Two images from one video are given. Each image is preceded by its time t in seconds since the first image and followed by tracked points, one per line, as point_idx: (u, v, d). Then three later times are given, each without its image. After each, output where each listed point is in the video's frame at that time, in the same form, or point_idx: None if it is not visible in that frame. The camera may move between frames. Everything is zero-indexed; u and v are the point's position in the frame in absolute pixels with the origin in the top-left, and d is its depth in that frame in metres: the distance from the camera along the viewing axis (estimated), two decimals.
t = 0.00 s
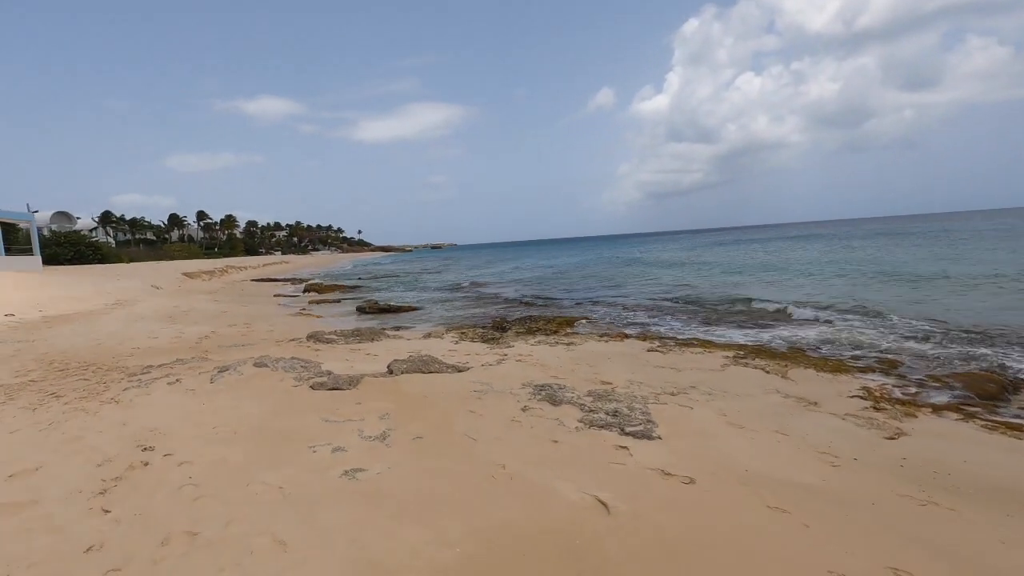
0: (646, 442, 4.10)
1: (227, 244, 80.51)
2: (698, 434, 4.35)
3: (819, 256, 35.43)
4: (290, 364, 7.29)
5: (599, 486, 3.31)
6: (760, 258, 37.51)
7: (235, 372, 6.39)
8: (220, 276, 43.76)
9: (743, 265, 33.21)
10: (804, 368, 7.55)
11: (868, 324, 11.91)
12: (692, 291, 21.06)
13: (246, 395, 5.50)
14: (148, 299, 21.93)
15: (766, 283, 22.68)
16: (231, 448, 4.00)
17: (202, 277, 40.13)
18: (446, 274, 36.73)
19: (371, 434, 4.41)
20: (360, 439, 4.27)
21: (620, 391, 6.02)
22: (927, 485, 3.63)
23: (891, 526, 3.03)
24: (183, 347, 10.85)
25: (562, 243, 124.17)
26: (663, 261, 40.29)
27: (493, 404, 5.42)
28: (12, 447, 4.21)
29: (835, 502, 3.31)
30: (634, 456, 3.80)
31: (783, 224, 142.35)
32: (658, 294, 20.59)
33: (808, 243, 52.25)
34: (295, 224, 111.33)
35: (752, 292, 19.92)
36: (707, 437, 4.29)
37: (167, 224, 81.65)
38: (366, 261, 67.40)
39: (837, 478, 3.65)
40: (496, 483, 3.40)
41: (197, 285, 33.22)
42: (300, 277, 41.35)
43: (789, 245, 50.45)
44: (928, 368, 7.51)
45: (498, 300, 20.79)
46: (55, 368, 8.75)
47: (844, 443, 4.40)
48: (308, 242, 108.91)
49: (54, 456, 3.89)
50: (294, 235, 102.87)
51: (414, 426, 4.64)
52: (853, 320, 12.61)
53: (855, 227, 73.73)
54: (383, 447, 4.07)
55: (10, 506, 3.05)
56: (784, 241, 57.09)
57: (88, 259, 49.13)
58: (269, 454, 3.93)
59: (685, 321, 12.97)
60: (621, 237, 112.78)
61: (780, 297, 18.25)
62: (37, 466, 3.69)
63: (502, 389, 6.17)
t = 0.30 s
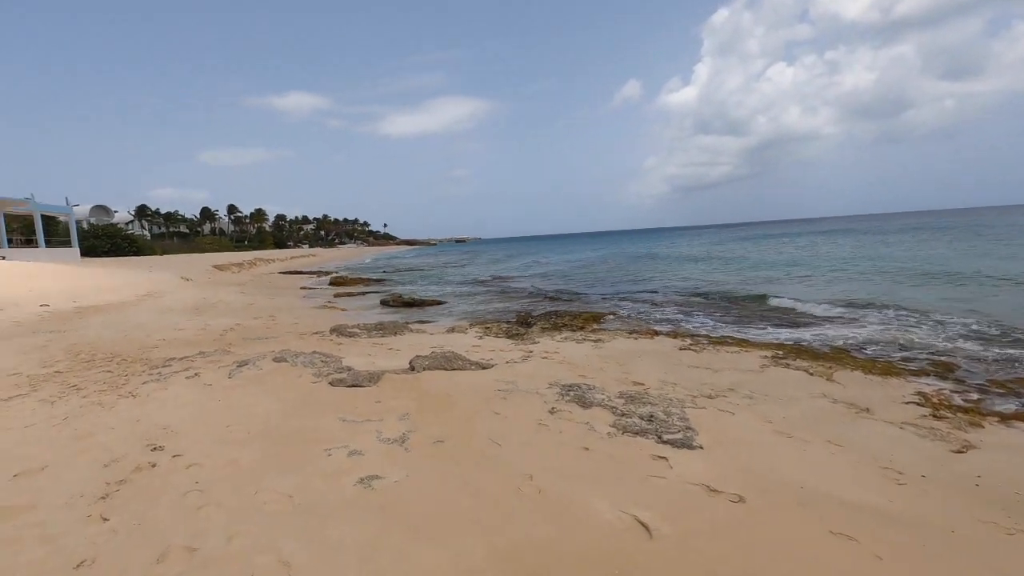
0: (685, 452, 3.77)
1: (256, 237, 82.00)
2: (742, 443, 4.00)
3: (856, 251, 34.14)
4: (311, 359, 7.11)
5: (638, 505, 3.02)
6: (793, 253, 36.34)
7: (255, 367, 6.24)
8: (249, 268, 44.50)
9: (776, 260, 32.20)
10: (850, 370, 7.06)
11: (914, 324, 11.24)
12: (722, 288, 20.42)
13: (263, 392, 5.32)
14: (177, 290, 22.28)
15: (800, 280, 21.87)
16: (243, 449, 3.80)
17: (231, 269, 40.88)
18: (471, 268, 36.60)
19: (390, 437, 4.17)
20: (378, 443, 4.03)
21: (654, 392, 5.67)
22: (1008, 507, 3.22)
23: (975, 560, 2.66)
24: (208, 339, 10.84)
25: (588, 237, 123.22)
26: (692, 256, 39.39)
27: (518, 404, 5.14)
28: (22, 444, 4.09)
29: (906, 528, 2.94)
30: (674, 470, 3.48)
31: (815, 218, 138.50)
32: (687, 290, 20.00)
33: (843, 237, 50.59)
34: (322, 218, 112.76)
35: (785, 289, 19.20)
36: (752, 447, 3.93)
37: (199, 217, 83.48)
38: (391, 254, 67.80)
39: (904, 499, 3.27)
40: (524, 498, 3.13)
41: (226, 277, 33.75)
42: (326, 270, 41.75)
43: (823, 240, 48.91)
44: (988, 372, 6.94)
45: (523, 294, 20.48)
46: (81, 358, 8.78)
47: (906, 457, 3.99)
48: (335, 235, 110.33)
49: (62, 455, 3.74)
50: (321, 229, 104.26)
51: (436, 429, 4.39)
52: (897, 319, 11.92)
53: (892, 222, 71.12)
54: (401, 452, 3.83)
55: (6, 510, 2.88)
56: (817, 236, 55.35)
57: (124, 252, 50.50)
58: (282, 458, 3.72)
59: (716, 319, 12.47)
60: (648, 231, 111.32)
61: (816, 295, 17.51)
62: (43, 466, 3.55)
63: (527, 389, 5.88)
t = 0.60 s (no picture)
0: (731, 471, 3.37)
1: (279, 236, 83.00)
2: (796, 462, 3.58)
3: (891, 249, 32.86)
4: (325, 359, 6.85)
5: (685, 537, 2.65)
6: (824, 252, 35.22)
7: (266, 369, 5.98)
8: (272, 266, 44.96)
9: (806, 259, 31.18)
10: (901, 377, 6.52)
11: (963, 326, 10.53)
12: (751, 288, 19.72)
13: (272, 395, 5.05)
14: (199, 288, 22.41)
15: (833, 280, 21.03)
16: (246, 462, 3.51)
17: (254, 267, 41.34)
18: (490, 266, 36.35)
19: (404, 449, 3.86)
20: (391, 455, 3.72)
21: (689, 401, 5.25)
22: None
23: None
24: (226, 338, 10.72)
25: (609, 235, 122.20)
26: (718, 254, 38.48)
27: (543, 414, 4.78)
28: (18, 451, 3.87)
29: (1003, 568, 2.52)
30: (723, 494, 3.09)
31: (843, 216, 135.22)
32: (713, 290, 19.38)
33: (874, 234, 49.03)
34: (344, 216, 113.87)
35: (816, 290, 18.48)
36: (808, 466, 3.52)
37: (224, 216, 84.79)
38: (412, 252, 67.96)
39: (996, 534, 2.82)
40: (555, 524, 2.78)
41: (248, 275, 34.04)
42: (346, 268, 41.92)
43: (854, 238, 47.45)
44: None
45: (544, 293, 20.06)
46: (98, 357, 8.68)
47: (984, 480, 3.52)
48: (356, 233, 111.29)
49: (56, 466, 3.52)
50: (342, 227, 105.17)
51: (454, 440, 4.06)
52: (943, 321, 11.21)
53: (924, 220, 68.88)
54: (416, 467, 3.51)
55: None
56: (846, 234, 53.83)
57: (151, 250, 51.43)
58: (287, 473, 3.42)
59: (747, 320, 11.94)
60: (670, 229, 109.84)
61: (852, 295, 16.74)
62: (34, 478, 3.33)
63: (552, 395, 5.52)
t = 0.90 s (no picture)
0: (782, 502, 3.04)
1: (292, 236, 83.40)
2: (855, 491, 3.24)
3: (914, 249, 32.01)
4: (334, 365, 6.57)
5: None
6: (844, 252, 34.42)
7: (273, 376, 5.71)
8: (286, 266, 45.08)
9: (827, 260, 30.47)
10: (946, 387, 6.09)
11: (1003, 331, 10.00)
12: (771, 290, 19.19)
13: (278, 407, 4.78)
14: (211, 288, 22.33)
15: (857, 281, 20.42)
16: (247, 484, 3.24)
17: (268, 267, 41.46)
18: (503, 266, 36.05)
19: (419, 468, 3.57)
20: (405, 476, 3.43)
21: (722, 414, 4.91)
22: None
23: None
24: (235, 340, 10.53)
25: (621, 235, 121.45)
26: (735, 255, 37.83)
27: (566, 427, 4.47)
28: (6, 469, 3.63)
29: None
30: (777, 530, 2.76)
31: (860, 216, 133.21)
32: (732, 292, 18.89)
33: (894, 234, 48.02)
34: (357, 216, 114.26)
35: (839, 292, 17.96)
36: (868, 497, 3.17)
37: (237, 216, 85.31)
38: (424, 252, 67.88)
39: None
40: (592, 567, 2.47)
41: (261, 275, 34.06)
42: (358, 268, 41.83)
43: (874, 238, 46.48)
44: None
45: (558, 294, 19.71)
46: (105, 361, 8.50)
47: None
48: (368, 233, 111.67)
49: (43, 487, 3.29)
50: (354, 227, 105.52)
51: (472, 457, 3.76)
52: (980, 326, 10.68)
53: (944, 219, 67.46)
54: (432, 491, 3.21)
55: None
56: (865, 234, 52.80)
57: (165, 250, 51.77)
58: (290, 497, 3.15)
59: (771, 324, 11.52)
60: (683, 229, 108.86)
61: (878, 298, 16.18)
62: (18, 501, 3.10)
63: (574, 406, 5.20)
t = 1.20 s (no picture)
0: (840, 541, 2.68)
1: (301, 236, 83.57)
2: (921, 526, 2.87)
3: (933, 250, 31.30)
4: (340, 372, 6.27)
5: None
6: (860, 252, 33.74)
7: (274, 386, 5.40)
8: (295, 266, 45.01)
9: (844, 260, 29.87)
10: (993, 399, 5.67)
11: None
12: (788, 292, 18.71)
13: (278, 420, 4.48)
14: (220, 289, 22.21)
15: (877, 283, 19.88)
16: (239, 514, 2.94)
17: (277, 267, 41.43)
18: (512, 266, 35.71)
19: (428, 493, 3.26)
20: (413, 503, 3.13)
21: (755, 431, 4.54)
22: None
23: None
24: (240, 344, 10.27)
25: (631, 235, 120.77)
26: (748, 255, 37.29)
27: (588, 444, 4.13)
28: None
29: None
30: None
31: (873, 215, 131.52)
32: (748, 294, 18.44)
33: (910, 234, 47.18)
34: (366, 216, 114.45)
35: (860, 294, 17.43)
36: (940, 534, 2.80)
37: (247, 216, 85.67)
38: (433, 252, 67.75)
39: None
40: None
41: (270, 275, 33.96)
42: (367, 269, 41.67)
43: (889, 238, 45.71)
44: None
45: (569, 296, 19.35)
46: (106, 365, 8.27)
47: None
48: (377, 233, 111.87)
49: (17, 514, 3.01)
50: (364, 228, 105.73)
51: (487, 481, 3.44)
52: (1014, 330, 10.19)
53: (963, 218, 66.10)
54: (443, 523, 2.90)
55: None
56: (880, 234, 51.86)
57: (176, 250, 51.98)
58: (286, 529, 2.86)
59: (793, 328, 11.08)
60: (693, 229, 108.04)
61: (901, 300, 15.68)
62: None
63: (594, 420, 4.85)
